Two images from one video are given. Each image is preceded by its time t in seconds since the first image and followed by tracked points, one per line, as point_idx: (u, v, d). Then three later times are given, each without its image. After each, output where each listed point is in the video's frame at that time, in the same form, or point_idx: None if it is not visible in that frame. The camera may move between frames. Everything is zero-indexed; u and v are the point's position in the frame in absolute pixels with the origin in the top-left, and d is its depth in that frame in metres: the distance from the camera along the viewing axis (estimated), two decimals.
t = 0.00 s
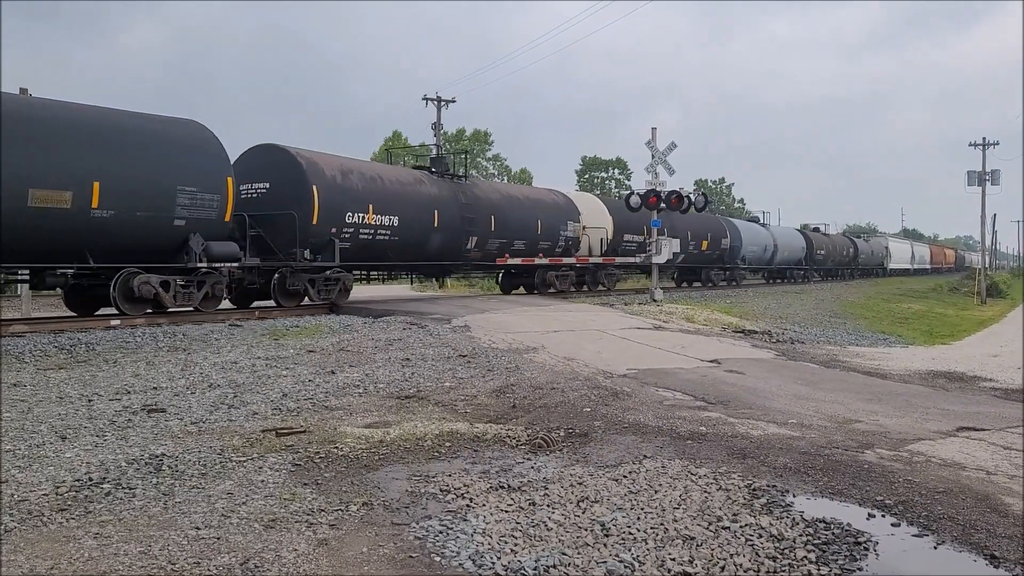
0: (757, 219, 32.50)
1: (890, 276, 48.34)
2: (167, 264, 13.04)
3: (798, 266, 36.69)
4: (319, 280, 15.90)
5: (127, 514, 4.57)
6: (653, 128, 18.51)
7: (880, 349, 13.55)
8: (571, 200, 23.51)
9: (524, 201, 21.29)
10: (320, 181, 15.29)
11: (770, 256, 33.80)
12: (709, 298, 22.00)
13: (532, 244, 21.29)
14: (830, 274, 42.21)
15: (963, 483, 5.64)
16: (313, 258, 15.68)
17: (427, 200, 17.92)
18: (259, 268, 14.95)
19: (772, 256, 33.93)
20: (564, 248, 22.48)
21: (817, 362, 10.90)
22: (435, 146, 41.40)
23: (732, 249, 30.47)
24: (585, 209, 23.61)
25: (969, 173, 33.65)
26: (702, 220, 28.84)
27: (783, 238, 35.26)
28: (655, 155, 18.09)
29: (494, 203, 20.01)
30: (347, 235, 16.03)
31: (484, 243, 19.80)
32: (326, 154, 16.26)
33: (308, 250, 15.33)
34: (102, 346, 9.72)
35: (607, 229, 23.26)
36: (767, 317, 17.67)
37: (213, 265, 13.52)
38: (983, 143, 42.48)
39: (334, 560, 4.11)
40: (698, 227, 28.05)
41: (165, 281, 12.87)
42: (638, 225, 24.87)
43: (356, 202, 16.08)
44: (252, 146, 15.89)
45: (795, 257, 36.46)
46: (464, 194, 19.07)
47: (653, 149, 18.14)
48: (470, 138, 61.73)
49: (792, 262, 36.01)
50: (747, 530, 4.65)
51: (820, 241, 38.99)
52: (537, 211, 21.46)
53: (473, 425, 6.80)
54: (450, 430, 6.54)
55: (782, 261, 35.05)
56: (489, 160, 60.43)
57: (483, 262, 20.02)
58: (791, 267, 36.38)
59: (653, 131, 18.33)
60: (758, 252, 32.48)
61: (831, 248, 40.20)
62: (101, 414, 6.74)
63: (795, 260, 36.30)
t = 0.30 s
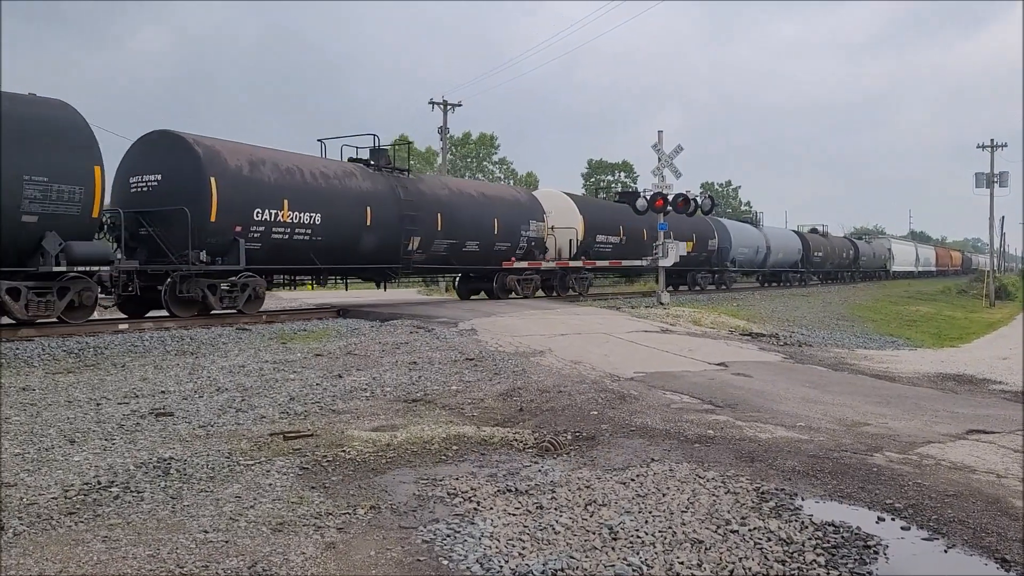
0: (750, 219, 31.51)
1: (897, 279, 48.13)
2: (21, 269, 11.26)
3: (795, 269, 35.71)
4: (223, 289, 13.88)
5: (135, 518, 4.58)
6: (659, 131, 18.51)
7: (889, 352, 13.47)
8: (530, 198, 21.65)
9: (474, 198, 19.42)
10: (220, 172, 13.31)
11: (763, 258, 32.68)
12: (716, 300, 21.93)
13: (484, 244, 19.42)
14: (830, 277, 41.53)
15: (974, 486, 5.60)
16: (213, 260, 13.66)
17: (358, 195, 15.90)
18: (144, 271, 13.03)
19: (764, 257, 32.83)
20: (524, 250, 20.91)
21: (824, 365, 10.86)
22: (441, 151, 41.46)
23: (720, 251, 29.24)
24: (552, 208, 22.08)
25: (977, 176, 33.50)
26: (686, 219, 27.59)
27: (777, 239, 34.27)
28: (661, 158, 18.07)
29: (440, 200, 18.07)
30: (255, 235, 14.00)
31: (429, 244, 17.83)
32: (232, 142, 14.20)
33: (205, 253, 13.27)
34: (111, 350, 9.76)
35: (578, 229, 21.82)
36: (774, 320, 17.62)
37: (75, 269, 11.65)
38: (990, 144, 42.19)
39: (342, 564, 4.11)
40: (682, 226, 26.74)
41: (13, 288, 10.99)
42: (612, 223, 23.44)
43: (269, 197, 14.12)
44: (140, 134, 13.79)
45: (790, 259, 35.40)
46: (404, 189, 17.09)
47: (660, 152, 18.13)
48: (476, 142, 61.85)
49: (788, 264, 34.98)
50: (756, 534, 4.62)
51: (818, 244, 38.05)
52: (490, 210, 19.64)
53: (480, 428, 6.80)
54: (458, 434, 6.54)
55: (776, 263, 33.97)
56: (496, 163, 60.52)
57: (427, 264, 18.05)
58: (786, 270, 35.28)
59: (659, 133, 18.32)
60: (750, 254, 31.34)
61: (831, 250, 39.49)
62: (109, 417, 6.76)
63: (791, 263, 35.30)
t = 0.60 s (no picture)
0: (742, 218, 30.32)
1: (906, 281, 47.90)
2: None
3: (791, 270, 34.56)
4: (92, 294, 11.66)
5: (146, 520, 4.60)
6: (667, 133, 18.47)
7: (899, 355, 13.40)
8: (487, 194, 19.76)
9: (417, 192, 17.25)
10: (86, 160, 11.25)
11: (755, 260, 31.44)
12: (724, 303, 21.84)
13: (428, 245, 17.36)
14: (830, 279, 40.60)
15: (985, 489, 5.57)
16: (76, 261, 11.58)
17: (269, 187, 13.80)
18: None
19: (757, 259, 31.59)
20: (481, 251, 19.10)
21: (834, 368, 10.81)
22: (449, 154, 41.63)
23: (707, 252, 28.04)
24: (516, 205, 20.69)
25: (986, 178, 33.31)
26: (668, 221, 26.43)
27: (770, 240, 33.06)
28: (669, 161, 18.05)
29: (375, 194, 15.97)
30: (134, 232, 11.94)
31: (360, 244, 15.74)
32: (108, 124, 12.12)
33: (64, 252, 11.24)
34: (121, 353, 9.81)
35: (544, 226, 20.43)
36: (783, 323, 17.53)
37: None
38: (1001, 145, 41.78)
39: (352, 566, 4.12)
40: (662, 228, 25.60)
41: None
42: (583, 222, 22.09)
43: (152, 189, 12.06)
44: None
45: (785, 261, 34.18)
46: (331, 181, 15.04)
47: (668, 155, 18.11)
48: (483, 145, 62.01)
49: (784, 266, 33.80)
50: (766, 538, 4.61)
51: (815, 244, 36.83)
52: (437, 207, 17.57)
53: (489, 431, 6.80)
54: (466, 437, 6.54)
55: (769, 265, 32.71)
56: (503, 166, 60.58)
57: (360, 266, 16.02)
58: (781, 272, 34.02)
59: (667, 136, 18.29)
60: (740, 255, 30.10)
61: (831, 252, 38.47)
62: (119, 420, 6.80)
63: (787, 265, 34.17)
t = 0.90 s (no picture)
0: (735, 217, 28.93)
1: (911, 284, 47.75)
2: None
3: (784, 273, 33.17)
4: None
5: (151, 523, 4.62)
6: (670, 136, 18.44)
7: (903, 358, 13.37)
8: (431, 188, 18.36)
9: (338, 185, 15.59)
10: None
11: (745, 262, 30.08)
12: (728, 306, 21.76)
13: (352, 243, 15.72)
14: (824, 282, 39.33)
15: (990, 493, 5.55)
16: None
17: (147, 176, 12.18)
18: None
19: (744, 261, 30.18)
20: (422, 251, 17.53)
21: (838, 371, 10.78)
22: (452, 157, 41.76)
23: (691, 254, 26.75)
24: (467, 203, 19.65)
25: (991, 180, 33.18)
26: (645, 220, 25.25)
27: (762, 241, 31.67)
28: (674, 164, 18.05)
29: (284, 187, 14.33)
30: None
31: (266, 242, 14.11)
32: None
33: None
34: (126, 356, 9.85)
35: (497, 224, 19.36)
36: (787, 326, 17.45)
37: None
38: (1006, 147, 41.64)
39: (355, 569, 4.12)
40: (637, 227, 24.43)
41: None
42: (544, 220, 20.94)
43: None
44: None
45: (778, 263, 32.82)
46: (228, 171, 13.42)
47: (672, 158, 18.11)
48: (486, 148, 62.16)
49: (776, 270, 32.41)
50: (770, 541, 4.60)
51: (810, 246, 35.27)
52: (361, 201, 15.92)
53: (493, 434, 6.81)
54: (470, 440, 6.55)
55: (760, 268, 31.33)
56: (506, 170, 60.56)
57: (267, 268, 14.41)
58: (772, 274, 32.56)
59: (671, 139, 18.26)
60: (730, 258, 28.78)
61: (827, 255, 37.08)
62: (124, 423, 6.82)
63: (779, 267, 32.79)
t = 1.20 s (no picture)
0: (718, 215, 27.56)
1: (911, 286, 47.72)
2: None
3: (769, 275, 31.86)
4: None
5: (151, 527, 4.62)
6: (670, 139, 18.49)
7: (905, 360, 13.36)
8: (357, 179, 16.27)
9: (235, 174, 13.43)
10: None
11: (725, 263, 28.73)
12: (729, 309, 21.72)
13: (251, 241, 13.59)
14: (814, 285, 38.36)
15: (992, 495, 5.53)
16: None
17: None
18: None
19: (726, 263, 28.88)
20: (344, 253, 15.58)
21: (839, 373, 10.77)
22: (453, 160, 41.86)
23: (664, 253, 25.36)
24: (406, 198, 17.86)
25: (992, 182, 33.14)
26: (614, 216, 23.67)
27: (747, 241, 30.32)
28: (674, 166, 18.06)
29: (162, 176, 12.19)
30: None
31: (136, 241, 11.94)
32: None
33: None
34: (126, 360, 9.85)
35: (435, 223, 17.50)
36: (789, 328, 17.42)
37: None
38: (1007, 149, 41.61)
39: (356, 573, 4.12)
40: (602, 225, 22.86)
41: None
42: (496, 217, 19.28)
43: None
44: None
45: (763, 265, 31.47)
46: (85, 156, 11.20)
47: (673, 160, 18.12)
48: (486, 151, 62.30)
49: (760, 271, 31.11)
50: (771, 543, 4.59)
51: (798, 247, 34.07)
52: (261, 194, 13.72)
53: (494, 437, 6.81)
54: (472, 443, 6.55)
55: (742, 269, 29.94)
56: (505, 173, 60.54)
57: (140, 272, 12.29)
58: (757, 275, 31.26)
59: (671, 141, 18.33)
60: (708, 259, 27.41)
61: (818, 256, 36.02)
62: (125, 428, 6.82)
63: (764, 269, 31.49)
